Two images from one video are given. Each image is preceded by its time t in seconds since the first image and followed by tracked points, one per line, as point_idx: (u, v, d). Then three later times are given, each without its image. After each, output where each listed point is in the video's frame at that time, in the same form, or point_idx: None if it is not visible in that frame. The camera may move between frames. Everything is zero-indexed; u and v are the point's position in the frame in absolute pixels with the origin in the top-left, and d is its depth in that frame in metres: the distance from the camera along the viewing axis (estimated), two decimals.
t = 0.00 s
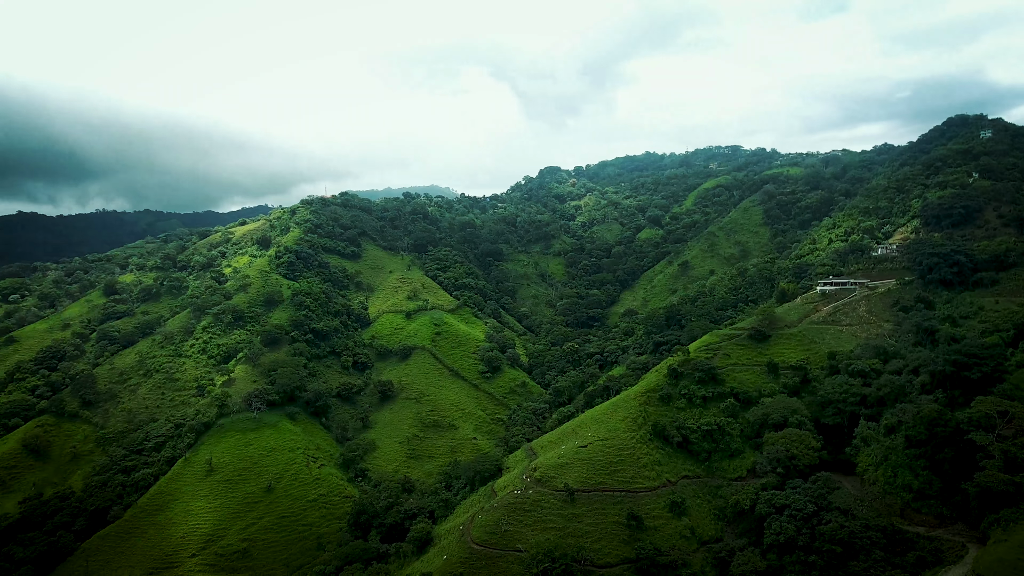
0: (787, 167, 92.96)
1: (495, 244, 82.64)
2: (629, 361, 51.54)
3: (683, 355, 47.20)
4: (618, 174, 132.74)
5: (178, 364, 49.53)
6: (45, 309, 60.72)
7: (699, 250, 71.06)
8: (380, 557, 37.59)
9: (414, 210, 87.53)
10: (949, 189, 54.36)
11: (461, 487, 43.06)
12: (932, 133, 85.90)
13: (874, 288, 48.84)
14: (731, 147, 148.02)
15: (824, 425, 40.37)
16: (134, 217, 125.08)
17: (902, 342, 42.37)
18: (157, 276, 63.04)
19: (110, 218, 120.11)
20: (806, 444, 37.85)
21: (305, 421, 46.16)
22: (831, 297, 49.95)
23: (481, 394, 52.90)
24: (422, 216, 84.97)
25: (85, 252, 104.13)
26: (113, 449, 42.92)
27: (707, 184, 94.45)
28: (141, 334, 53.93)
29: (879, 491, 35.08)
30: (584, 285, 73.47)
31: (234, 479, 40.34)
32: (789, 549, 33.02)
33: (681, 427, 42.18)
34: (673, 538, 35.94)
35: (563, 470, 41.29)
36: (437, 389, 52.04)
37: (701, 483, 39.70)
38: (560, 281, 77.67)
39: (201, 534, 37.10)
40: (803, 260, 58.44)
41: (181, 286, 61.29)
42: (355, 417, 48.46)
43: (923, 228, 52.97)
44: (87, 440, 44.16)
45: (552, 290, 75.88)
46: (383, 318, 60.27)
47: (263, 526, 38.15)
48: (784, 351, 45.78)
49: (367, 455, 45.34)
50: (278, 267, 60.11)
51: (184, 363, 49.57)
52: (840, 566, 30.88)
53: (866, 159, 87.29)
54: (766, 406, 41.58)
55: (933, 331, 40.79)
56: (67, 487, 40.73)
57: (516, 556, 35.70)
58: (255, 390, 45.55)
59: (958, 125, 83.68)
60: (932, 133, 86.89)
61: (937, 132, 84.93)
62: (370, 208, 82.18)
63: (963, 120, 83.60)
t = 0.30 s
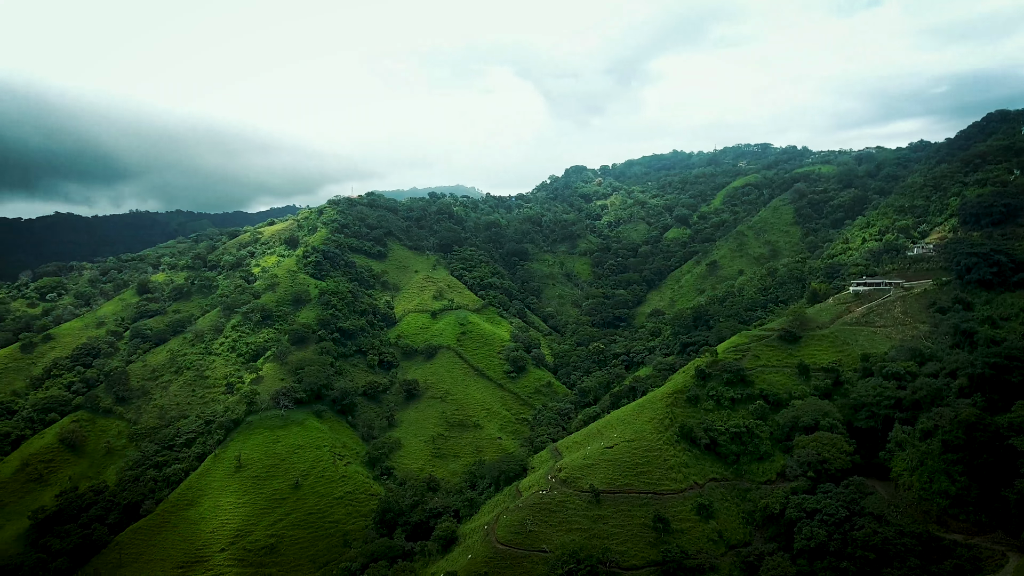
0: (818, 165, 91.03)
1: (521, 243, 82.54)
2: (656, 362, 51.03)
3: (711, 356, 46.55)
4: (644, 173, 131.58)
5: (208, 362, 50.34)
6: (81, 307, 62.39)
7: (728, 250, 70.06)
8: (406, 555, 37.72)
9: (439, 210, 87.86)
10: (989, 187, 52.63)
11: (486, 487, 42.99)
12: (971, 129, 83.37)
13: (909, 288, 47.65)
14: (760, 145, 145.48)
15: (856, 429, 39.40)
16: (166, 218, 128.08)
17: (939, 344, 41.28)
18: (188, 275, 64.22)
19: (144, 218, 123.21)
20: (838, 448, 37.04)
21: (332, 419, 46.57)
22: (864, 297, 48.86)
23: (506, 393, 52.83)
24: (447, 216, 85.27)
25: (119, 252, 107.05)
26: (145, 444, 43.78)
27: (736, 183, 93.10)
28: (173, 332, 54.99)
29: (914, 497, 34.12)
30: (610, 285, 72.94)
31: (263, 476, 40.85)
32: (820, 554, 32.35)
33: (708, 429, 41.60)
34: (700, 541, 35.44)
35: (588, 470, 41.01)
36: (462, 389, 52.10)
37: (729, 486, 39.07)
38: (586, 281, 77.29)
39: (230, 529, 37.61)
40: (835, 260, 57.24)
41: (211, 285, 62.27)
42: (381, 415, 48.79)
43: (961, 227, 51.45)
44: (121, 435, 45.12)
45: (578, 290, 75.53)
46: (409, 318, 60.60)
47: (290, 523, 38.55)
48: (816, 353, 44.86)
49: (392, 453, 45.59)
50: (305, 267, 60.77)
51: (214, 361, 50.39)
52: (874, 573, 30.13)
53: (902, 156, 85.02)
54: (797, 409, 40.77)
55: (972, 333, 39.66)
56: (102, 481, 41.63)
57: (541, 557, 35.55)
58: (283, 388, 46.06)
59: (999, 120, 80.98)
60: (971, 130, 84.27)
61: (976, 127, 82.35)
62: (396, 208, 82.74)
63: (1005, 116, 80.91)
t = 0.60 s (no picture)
0: (850, 163, 89.17)
1: (546, 243, 82.42)
2: (682, 363, 50.48)
3: (739, 357, 45.83)
4: (669, 172, 130.32)
5: (236, 360, 51.09)
6: (114, 306, 63.95)
7: (756, 249, 69.05)
8: (430, 554, 37.87)
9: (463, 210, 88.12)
10: None
11: (511, 487, 42.92)
12: (1012, 124, 80.72)
13: (944, 289, 46.40)
14: (788, 143, 142.91)
15: (890, 433, 38.45)
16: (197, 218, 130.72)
17: (977, 346, 40.24)
18: (217, 275, 65.30)
19: (175, 219, 125.97)
20: (871, 452, 36.24)
21: (357, 417, 46.91)
22: (898, 298, 47.72)
23: (531, 393, 52.70)
24: (472, 216, 85.50)
25: (149, 251, 109.57)
26: (176, 440, 44.57)
27: (764, 181, 91.75)
28: (202, 330, 55.93)
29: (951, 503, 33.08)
30: (636, 285, 72.43)
31: (290, 472, 41.30)
32: (852, 560, 31.70)
33: (736, 431, 40.99)
34: (728, 545, 34.94)
35: (613, 472, 40.69)
36: (487, 388, 52.09)
37: (757, 489, 38.43)
38: (611, 281, 76.81)
39: (258, 525, 38.05)
40: (868, 260, 56.03)
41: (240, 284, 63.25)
42: (406, 414, 49.02)
43: (1000, 225, 49.88)
44: (152, 431, 46.00)
45: (603, 289, 75.11)
46: (434, 317, 60.84)
47: (316, 519, 38.89)
48: (847, 355, 43.92)
49: (417, 452, 45.78)
50: (331, 266, 61.37)
51: (242, 359, 51.11)
52: None
53: (937, 153, 82.78)
54: (828, 412, 39.94)
55: (1012, 335, 38.73)
56: (134, 476, 42.44)
57: (566, 558, 35.36)
58: (309, 386, 46.51)
59: None
60: (1010, 126, 81.65)
61: (1017, 122, 79.72)
62: (421, 207, 83.19)
63: None
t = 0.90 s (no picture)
0: (884, 161, 87.00)
1: (571, 243, 82.15)
2: (710, 364, 49.83)
3: (767, 358, 45.12)
4: (696, 170, 128.85)
5: (264, 359, 51.75)
6: (146, 305, 65.30)
7: (786, 249, 67.89)
8: (455, 553, 37.98)
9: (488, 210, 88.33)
10: None
11: (535, 487, 42.77)
12: None
13: (983, 289, 45.02)
14: (819, 140, 140.04)
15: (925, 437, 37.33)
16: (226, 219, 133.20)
17: (1017, 349, 39.00)
18: (245, 274, 66.26)
19: (205, 219, 128.46)
20: (905, 456, 35.32)
21: (382, 416, 47.16)
22: (934, 299, 46.47)
23: (556, 393, 52.46)
24: (496, 216, 85.64)
25: (180, 251, 112.00)
26: (205, 437, 45.31)
27: (795, 179, 90.17)
28: (230, 329, 56.78)
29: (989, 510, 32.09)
30: (662, 285, 71.77)
31: (316, 470, 41.69)
32: (884, 567, 30.95)
33: (765, 434, 40.30)
34: (756, 549, 34.35)
35: (639, 473, 40.33)
36: (511, 388, 52.03)
37: (787, 493, 37.70)
38: (637, 280, 76.19)
39: (285, 521, 38.46)
40: (903, 260, 54.66)
41: (267, 283, 64.11)
42: (430, 413, 49.16)
43: None
44: (182, 427, 46.80)
45: (629, 289, 74.54)
46: (459, 317, 60.95)
47: (342, 517, 39.17)
48: (880, 357, 42.93)
49: (441, 451, 45.86)
50: (357, 266, 61.88)
51: (270, 357, 51.75)
52: None
53: (976, 149, 80.28)
54: (860, 415, 39.04)
55: None
56: (164, 471, 43.22)
57: (591, 559, 35.11)
58: (335, 384, 46.93)
59: None
60: None
61: None
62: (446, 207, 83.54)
63: None
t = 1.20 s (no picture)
0: (919, 157, 84.87)
1: (595, 243, 81.82)
2: (737, 365, 49.15)
3: (797, 360, 44.38)
4: (723, 169, 127.08)
5: (290, 357, 52.32)
6: (176, 304, 66.53)
7: (816, 248, 66.71)
8: (479, 552, 38.02)
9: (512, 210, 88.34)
10: None
11: (560, 488, 42.60)
12: None
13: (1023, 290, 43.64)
14: (851, 136, 136.85)
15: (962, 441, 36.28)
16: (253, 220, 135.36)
17: None
18: (272, 274, 67.14)
19: (233, 220, 130.72)
20: (939, 461, 34.40)
21: (407, 415, 47.33)
22: (970, 300, 45.22)
23: (580, 393, 52.18)
24: (521, 216, 85.76)
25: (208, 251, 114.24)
26: (233, 434, 45.94)
27: (826, 177, 88.55)
28: (258, 328, 57.54)
29: None
30: (689, 284, 71.07)
31: (342, 468, 42.02)
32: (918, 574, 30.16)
33: (794, 436, 39.55)
34: (785, 553, 33.72)
35: (665, 475, 39.93)
36: (535, 388, 51.88)
37: (817, 497, 36.90)
38: (663, 280, 75.50)
39: (311, 518, 38.80)
40: (938, 259, 53.26)
41: (294, 282, 64.90)
42: (455, 412, 49.24)
43: None
44: (211, 424, 47.51)
45: (655, 289, 73.96)
46: (483, 316, 61.02)
47: (367, 515, 39.37)
48: (914, 359, 41.90)
49: (466, 450, 45.90)
50: (382, 266, 62.31)
51: (296, 356, 52.31)
52: None
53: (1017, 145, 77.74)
54: (893, 418, 38.11)
55: None
56: (194, 467, 43.88)
57: (616, 561, 34.81)
58: (360, 383, 47.27)
59: None
60: None
61: None
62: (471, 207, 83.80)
63: None
